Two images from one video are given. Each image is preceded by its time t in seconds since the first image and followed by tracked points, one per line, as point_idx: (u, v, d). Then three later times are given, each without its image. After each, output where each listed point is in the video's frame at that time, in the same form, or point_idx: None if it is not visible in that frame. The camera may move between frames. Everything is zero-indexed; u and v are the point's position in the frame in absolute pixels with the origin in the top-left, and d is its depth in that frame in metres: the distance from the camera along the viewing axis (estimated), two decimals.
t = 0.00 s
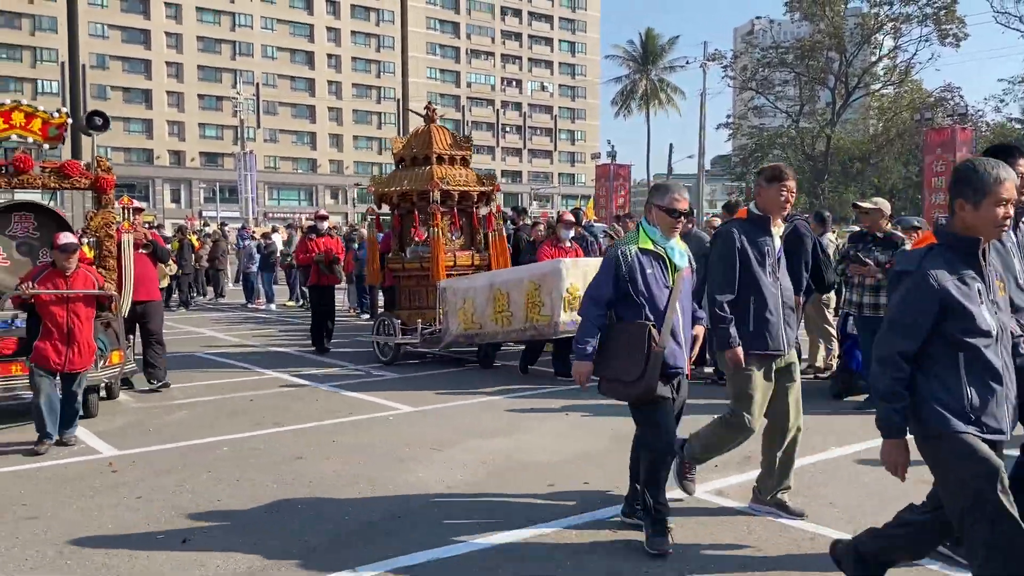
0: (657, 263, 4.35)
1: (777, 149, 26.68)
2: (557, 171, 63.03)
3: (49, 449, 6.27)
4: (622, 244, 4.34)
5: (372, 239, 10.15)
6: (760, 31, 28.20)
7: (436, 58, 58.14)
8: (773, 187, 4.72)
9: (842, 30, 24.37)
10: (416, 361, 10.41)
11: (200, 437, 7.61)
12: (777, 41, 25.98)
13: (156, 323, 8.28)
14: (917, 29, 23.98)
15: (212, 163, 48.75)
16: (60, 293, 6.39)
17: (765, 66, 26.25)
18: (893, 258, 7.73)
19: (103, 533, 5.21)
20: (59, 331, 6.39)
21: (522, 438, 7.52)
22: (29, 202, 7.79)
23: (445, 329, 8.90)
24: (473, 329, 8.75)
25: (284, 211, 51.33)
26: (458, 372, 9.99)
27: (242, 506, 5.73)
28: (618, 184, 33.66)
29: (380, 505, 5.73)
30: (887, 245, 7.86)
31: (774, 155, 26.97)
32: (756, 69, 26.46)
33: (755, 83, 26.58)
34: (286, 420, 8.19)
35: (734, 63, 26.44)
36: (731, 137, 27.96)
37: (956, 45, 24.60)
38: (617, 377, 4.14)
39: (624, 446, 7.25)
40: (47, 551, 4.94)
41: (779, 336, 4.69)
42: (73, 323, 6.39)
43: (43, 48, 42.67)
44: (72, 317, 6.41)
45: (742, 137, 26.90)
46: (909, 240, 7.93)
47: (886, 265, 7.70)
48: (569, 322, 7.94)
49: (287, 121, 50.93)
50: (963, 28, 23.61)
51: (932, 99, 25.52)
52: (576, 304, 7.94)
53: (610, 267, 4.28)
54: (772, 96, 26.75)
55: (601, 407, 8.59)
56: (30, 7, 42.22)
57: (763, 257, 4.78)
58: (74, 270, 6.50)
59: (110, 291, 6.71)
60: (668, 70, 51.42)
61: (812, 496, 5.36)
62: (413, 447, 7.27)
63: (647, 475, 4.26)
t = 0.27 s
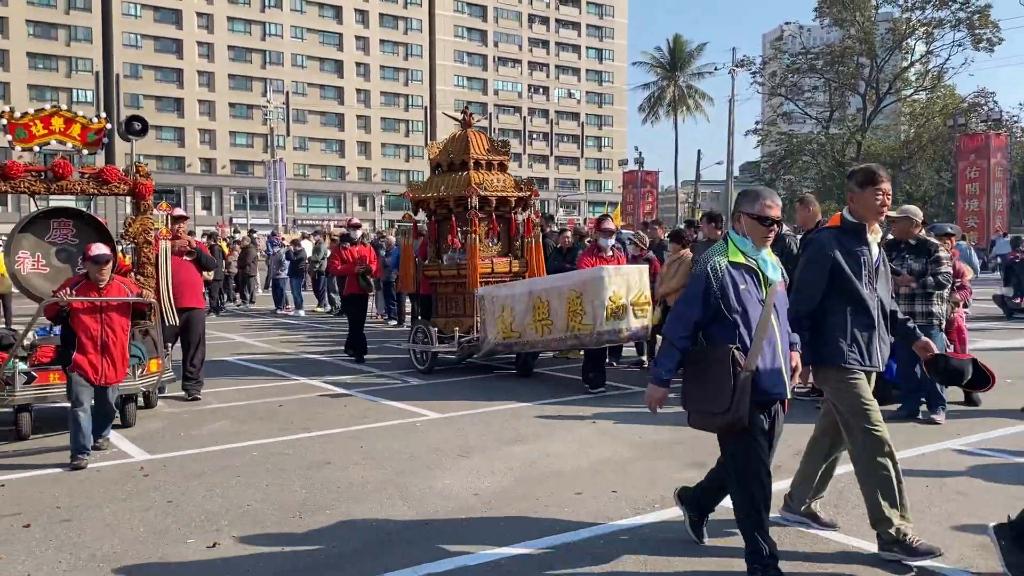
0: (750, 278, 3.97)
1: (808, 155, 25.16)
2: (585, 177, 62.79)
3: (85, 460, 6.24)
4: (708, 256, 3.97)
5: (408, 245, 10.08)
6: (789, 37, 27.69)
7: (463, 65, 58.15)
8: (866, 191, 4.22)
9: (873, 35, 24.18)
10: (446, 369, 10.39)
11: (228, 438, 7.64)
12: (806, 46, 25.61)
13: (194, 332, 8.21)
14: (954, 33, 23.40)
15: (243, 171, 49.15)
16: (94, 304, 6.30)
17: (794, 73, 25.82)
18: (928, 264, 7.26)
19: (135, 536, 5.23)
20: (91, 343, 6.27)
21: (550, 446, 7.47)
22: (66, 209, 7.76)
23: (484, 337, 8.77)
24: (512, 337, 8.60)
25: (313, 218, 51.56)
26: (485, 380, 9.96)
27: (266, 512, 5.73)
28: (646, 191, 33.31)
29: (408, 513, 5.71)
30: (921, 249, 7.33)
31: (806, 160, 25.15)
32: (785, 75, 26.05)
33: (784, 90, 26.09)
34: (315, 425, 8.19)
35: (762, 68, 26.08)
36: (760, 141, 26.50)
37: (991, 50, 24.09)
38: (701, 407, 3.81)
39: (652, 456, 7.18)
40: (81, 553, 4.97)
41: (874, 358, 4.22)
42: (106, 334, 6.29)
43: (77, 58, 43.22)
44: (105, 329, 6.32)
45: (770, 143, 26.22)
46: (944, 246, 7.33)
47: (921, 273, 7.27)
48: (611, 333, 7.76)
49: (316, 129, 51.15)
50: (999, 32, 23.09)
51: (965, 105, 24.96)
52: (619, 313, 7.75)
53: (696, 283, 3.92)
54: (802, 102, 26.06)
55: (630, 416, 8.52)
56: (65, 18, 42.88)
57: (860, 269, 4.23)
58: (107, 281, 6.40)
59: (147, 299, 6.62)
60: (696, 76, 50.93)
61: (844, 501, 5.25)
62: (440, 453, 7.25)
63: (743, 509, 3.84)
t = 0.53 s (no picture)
0: (857, 284, 3.71)
1: (838, 162, 25.17)
2: (612, 184, 62.51)
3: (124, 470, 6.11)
4: (815, 258, 3.68)
5: (443, 252, 9.94)
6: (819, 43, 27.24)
7: (490, 73, 58.14)
8: (982, 193, 3.84)
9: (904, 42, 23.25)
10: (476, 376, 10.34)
11: (258, 443, 7.63)
12: (835, 52, 24.98)
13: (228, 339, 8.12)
14: (989, 37, 22.90)
15: (272, 179, 49.55)
16: (128, 311, 6.23)
17: (823, 79, 25.19)
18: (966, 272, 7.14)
19: (164, 539, 5.23)
20: (123, 351, 6.22)
21: (576, 453, 7.38)
22: (102, 214, 7.74)
23: (522, 346, 8.61)
24: (550, 346, 8.43)
25: (341, 225, 51.84)
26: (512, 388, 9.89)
27: (294, 517, 5.72)
28: (673, 197, 33.06)
29: (434, 522, 5.67)
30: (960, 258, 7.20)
31: (835, 168, 25.29)
32: (813, 81, 25.48)
33: (813, 96, 25.60)
34: (342, 430, 8.17)
35: (791, 74, 25.71)
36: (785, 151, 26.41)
37: None
38: (793, 425, 3.59)
39: (680, 464, 7.07)
40: (111, 556, 4.97)
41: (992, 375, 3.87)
42: (140, 341, 6.24)
43: (111, 68, 43.77)
44: (138, 336, 6.26)
45: (799, 149, 25.70)
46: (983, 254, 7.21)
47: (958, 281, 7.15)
48: (653, 341, 7.61)
49: (344, 136, 51.39)
50: None
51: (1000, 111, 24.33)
52: (661, 321, 7.60)
53: (804, 286, 3.62)
54: (830, 108, 25.55)
55: (658, 424, 8.41)
56: (100, 28, 43.44)
57: (974, 277, 3.89)
58: (139, 285, 6.37)
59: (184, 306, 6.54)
60: (724, 83, 50.45)
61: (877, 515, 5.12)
62: (466, 460, 7.20)
63: (794, 528, 3.69)
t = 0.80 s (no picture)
0: (988, 295, 3.50)
1: (867, 168, 24.59)
2: (637, 190, 62.19)
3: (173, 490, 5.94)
4: (940, 270, 3.51)
5: (477, 258, 9.77)
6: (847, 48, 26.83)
7: (515, 79, 58.11)
8: None
9: (934, 45, 22.94)
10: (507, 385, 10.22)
11: (284, 446, 7.62)
12: (864, 57, 24.58)
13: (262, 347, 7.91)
14: (1023, 41, 22.34)
15: (298, 185, 49.82)
16: (163, 319, 6.09)
17: (850, 84, 24.79)
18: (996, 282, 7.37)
19: (192, 542, 5.26)
20: (158, 361, 6.09)
21: (601, 460, 7.31)
22: (134, 219, 7.64)
23: (557, 354, 8.41)
24: (587, 355, 8.21)
25: (366, 231, 51.98)
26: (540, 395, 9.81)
27: (318, 523, 5.70)
28: (699, 203, 32.66)
29: (457, 528, 5.63)
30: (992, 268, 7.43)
31: (864, 173, 24.67)
32: (842, 87, 25.06)
33: (841, 101, 25.14)
34: (367, 434, 8.15)
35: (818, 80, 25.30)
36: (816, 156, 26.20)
37: None
38: (935, 452, 3.33)
39: (706, 474, 6.97)
40: (139, 557, 5.00)
41: None
42: (175, 351, 6.09)
43: (142, 75, 44.22)
44: (173, 346, 6.12)
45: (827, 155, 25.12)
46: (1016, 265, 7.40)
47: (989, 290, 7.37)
48: (694, 351, 7.38)
49: (370, 143, 51.55)
50: None
51: None
52: (702, 331, 7.36)
53: (932, 300, 3.45)
54: (859, 114, 25.03)
55: (685, 432, 8.30)
56: (130, 36, 43.89)
57: None
58: (178, 295, 6.19)
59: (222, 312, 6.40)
60: (751, 89, 49.96)
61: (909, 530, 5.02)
62: (491, 465, 7.15)
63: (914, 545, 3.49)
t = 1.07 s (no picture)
0: None
1: (894, 175, 23.30)
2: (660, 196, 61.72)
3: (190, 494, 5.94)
4: None
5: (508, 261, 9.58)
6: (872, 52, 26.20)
7: (538, 84, 57.93)
8: None
9: (962, 51, 21.97)
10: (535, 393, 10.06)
11: (309, 449, 7.58)
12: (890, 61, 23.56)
13: (307, 349, 7.96)
14: None
15: (322, 191, 49.92)
16: (205, 322, 5.98)
17: (877, 89, 23.90)
18: None
19: (217, 544, 5.23)
20: (200, 363, 5.98)
21: (626, 466, 7.20)
22: (166, 222, 7.54)
23: (591, 362, 8.21)
24: (623, 363, 8.01)
25: (389, 236, 51.94)
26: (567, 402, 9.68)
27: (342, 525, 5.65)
28: (723, 209, 32.25)
29: (480, 533, 5.55)
30: None
31: (891, 179, 23.43)
32: (867, 91, 24.28)
33: (867, 106, 24.31)
34: (391, 438, 8.09)
35: (843, 84, 24.62)
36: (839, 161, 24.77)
37: None
38: None
39: (732, 480, 6.84)
40: (165, 558, 4.98)
41: None
42: (218, 355, 5.99)
43: (169, 82, 44.55)
44: (217, 349, 6.01)
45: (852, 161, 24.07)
46: None
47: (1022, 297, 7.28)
48: (735, 360, 7.19)
49: (393, 149, 51.54)
50: None
51: None
52: (744, 339, 7.17)
53: None
54: (886, 120, 24.02)
55: (710, 439, 8.14)
56: (158, 44, 44.26)
57: None
58: (219, 294, 6.10)
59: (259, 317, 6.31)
60: (775, 94, 49.28)
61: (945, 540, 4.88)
62: (513, 470, 7.05)
63: None
